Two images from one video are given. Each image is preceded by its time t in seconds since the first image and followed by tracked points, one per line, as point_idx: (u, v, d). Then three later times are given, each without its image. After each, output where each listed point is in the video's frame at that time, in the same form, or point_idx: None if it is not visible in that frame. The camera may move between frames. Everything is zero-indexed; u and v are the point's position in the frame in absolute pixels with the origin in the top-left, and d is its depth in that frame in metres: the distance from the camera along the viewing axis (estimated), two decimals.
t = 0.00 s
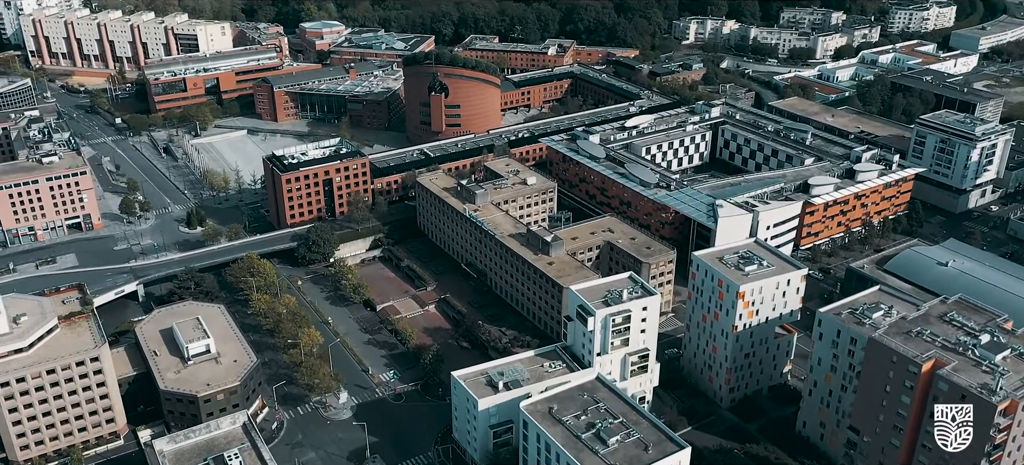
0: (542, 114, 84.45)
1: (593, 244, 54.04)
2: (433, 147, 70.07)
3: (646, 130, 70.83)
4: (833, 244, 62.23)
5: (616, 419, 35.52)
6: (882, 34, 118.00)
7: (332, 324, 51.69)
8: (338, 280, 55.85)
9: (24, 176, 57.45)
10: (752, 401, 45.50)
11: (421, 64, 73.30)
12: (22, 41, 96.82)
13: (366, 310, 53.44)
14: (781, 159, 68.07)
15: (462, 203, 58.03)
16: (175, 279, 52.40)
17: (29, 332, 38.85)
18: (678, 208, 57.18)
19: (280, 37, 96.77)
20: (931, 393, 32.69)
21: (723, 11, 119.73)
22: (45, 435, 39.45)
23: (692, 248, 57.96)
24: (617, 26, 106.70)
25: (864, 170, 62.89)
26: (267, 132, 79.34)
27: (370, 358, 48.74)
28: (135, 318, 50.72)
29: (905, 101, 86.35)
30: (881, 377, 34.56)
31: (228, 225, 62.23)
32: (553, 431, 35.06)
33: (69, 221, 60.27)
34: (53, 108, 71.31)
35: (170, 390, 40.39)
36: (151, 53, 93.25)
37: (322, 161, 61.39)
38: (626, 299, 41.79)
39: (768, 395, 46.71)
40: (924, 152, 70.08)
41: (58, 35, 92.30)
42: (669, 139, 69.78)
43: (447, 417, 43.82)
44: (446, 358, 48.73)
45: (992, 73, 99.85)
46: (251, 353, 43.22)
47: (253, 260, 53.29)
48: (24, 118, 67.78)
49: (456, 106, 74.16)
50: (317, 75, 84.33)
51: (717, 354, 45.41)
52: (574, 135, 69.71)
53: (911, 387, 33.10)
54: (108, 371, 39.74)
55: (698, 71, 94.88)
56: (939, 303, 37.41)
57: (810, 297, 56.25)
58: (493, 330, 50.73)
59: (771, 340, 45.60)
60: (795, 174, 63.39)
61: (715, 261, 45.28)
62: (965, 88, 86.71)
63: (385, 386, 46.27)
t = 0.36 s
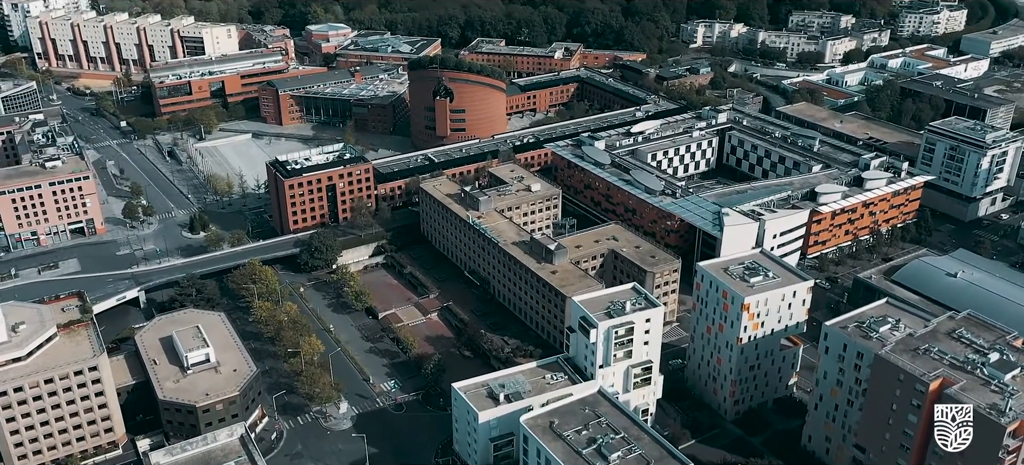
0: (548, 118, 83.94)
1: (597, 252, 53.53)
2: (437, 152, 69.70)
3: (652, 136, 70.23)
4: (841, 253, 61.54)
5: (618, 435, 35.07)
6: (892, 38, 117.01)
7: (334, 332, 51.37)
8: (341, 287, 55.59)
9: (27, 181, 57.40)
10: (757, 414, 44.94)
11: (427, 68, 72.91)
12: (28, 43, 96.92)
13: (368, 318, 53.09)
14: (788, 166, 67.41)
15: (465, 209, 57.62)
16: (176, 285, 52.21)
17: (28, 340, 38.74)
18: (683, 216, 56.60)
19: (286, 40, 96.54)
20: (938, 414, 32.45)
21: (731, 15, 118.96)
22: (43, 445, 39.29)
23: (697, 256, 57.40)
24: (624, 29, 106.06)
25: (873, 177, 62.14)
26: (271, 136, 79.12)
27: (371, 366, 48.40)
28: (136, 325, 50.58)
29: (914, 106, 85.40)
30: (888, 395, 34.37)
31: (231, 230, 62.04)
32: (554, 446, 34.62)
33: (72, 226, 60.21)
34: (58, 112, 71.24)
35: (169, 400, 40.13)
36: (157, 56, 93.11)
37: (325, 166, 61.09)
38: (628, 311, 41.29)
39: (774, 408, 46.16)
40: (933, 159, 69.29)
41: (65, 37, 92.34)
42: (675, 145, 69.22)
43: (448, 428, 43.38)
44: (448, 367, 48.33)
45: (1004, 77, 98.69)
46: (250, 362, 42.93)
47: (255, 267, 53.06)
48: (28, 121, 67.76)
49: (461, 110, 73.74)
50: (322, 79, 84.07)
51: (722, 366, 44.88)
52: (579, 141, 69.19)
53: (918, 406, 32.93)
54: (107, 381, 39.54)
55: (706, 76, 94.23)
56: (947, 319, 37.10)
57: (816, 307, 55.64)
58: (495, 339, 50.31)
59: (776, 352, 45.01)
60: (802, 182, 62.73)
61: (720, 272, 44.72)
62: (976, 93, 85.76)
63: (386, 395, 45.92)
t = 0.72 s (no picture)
0: (551, 122, 83.44)
1: (599, 260, 53.03)
2: (439, 157, 69.27)
3: (655, 141, 69.67)
4: (846, 261, 60.90)
5: (617, 450, 34.66)
6: (899, 41, 116.15)
7: (333, 340, 51.02)
8: (340, 294, 55.25)
9: (27, 186, 57.23)
10: (760, 426, 44.40)
11: (429, 73, 72.45)
12: (32, 45, 96.82)
13: (368, 325, 52.73)
14: (793, 172, 66.79)
15: (466, 216, 57.18)
16: (175, 292, 51.93)
17: (23, 350, 38.51)
18: (687, 224, 56.03)
19: (289, 43, 96.22)
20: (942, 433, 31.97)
21: (737, 18, 118.22)
22: (38, 455, 39.13)
23: (700, 264, 56.85)
24: (628, 32, 105.43)
25: (878, 185, 61.44)
26: (273, 140, 78.83)
27: (370, 375, 48.03)
28: (134, 332, 50.35)
29: (921, 111, 84.61)
30: (892, 412, 33.96)
31: (231, 236, 61.77)
32: (552, 461, 34.20)
33: (71, 231, 60.04)
34: (60, 115, 70.99)
35: (164, 410, 39.85)
36: (160, 58, 92.89)
37: (326, 172, 60.71)
38: (629, 323, 40.82)
39: (776, 420, 45.62)
40: (940, 166, 68.56)
41: (68, 39, 92.12)
42: (679, 151, 68.65)
43: (446, 439, 42.95)
44: (447, 377, 47.93)
45: (1012, 82, 97.73)
46: (247, 372, 42.62)
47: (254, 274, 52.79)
48: (29, 125, 67.58)
49: (464, 115, 73.26)
50: (324, 82, 83.74)
51: (724, 377, 44.35)
52: (582, 146, 68.65)
53: (922, 425, 32.52)
54: (102, 391, 39.28)
55: (710, 79, 93.57)
56: (952, 335, 36.71)
57: (820, 316, 55.05)
58: (496, 348, 49.88)
59: (779, 363, 44.46)
60: (807, 189, 62.12)
61: (722, 282, 44.24)
62: (983, 98, 84.94)
63: (385, 405, 45.51)
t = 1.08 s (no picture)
0: (555, 127, 82.93)
1: (600, 269, 52.56)
2: (441, 162, 68.88)
3: (659, 147, 69.13)
4: (850, 269, 60.27)
5: None
6: (906, 44, 115.40)
7: (332, 348, 50.68)
8: (340, 301, 54.90)
9: (26, 191, 57.07)
10: (762, 439, 43.86)
11: (432, 77, 72.09)
12: (35, 47, 96.77)
13: (368, 333, 52.38)
14: (797, 179, 66.19)
15: (467, 223, 56.78)
16: (174, 299, 51.69)
17: (18, 359, 38.28)
18: (689, 232, 55.53)
19: (292, 46, 96.00)
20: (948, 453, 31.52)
21: (742, 21, 117.53)
22: None
23: (703, 273, 56.31)
24: (633, 36, 104.91)
25: (884, 192, 60.76)
26: (276, 144, 78.57)
27: (369, 384, 47.66)
28: (132, 340, 50.13)
29: (928, 117, 83.86)
30: (896, 430, 33.56)
31: (232, 241, 61.52)
32: None
33: (71, 236, 59.89)
34: (61, 118, 70.84)
35: (160, 420, 39.55)
36: (163, 61, 92.79)
37: (326, 177, 60.37)
38: (630, 335, 40.37)
39: (779, 432, 45.10)
40: (946, 173, 67.84)
41: (72, 42, 92.02)
42: (683, 157, 68.11)
43: (445, 450, 42.50)
44: (447, 387, 47.54)
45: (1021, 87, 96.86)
46: (244, 382, 42.31)
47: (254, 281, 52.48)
48: (30, 129, 67.40)
49: (466, 119, 72.84)
50: (327, 86, 83.43)
51: (726, 389, 43.83)
52: (585, 152, 68.14)
53: (927, 444, 32.12)
54: (98, 400, 39.02)
55: (715, 83, 92.94)
56: (958, 351, 36.46)
57: (824, 326, 54.48)
58: (496, 357, 49.48)
59: (783, 375, 43.91)
60: (812, 196, 61.51)
61: (725, 293, 43.78)
62: (991, 103, 84.17)
63: (383, 415, 45.09)
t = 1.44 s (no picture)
0: (558, 131, 82.41)
1: (602, 277, 52.07)
2: (443, 168, 68.45)
3: (663, 153, 68.53)
4: (855, 278, 59.62)
5: None
6: (913, 48, 114.56)
7: (331, 356, 50.34)
8: (340, 309, 54.56)
9: (26, 196, 56.91)
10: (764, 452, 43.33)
11: (434, 81, 71.70)
12: (39, 50, 96.68)
13: (367, 341, 52.02)
14: (802, 185, 65.53)
15: (468, 229, 56.35)
16: (172, 306, 51.44)
17: (13, 368, 38.07)
18: (693, 240, 54.96)
19: (296, 49, 95.69)
20: None
21: (748, 24, 116.78)
22: None
23: (706, 282, 55.74)
24: (638, 39, 104.32)
25: (890, 200, 60.05)
26: (278, 148, 78.24)
27: (368, 393, 47.30)
28: (131, 347, 49.88)
29: (935, 122, 83.04)
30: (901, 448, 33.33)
31: (233, 247, 61.30)
32: None
33: (72, 241, 59.75)
34: (63, 122, 70.62)
35: (156, 430, 39.25)
36: (167, 63, 92.52)
37: (327, 183, 60.01)
38: (631, 347, 39.88)
39: (782, 445, 44.59)
40: (953, 180, 67.07)
41: (75, 44, 91.81)
42: (686, 163, 67.51)
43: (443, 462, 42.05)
44: (446, 397, 47.12)
45: None
46: (242, 391, 42.00)
47: (253, 288, 52.16)
48: (31, 133, 67.22)
49: (469, 124, 72.35)
50: (329, 90, 83.09)
51: (728, 401, 43.31)
52: (587, 158, 67.61)
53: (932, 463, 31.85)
54: (93, 410, 38.76)
55: (720, 88, 92.25)
56: (964, 368, 36.29)
57: (829, 336, 53.84)
58: (496, 366, 49.07)
59: (786, 387, 43.35)
60: (817, 204, 60.86)
61: (727, 304, 43.27)
62: (999, 109, 83.32)
63: (382, 425, 44.68)
